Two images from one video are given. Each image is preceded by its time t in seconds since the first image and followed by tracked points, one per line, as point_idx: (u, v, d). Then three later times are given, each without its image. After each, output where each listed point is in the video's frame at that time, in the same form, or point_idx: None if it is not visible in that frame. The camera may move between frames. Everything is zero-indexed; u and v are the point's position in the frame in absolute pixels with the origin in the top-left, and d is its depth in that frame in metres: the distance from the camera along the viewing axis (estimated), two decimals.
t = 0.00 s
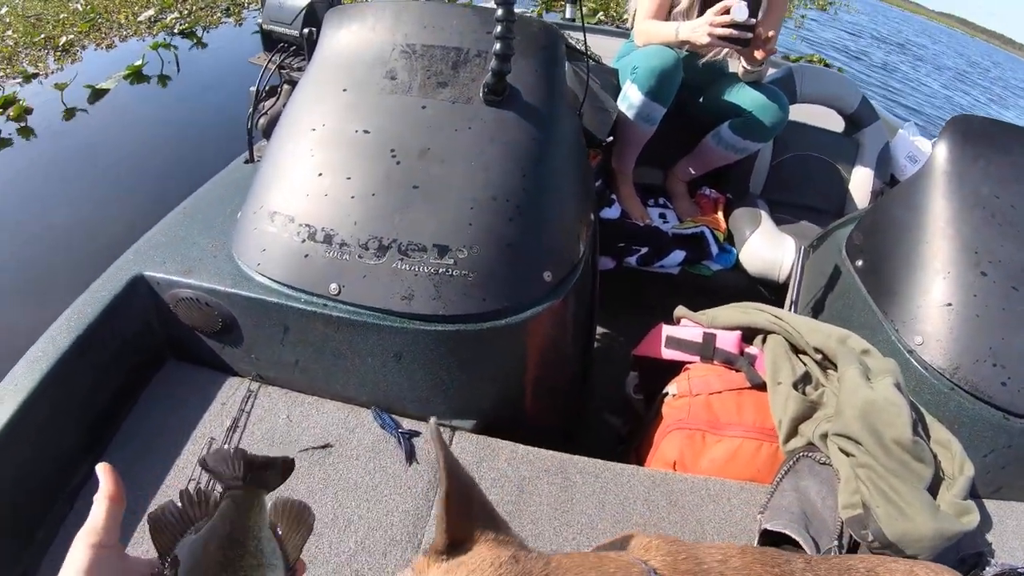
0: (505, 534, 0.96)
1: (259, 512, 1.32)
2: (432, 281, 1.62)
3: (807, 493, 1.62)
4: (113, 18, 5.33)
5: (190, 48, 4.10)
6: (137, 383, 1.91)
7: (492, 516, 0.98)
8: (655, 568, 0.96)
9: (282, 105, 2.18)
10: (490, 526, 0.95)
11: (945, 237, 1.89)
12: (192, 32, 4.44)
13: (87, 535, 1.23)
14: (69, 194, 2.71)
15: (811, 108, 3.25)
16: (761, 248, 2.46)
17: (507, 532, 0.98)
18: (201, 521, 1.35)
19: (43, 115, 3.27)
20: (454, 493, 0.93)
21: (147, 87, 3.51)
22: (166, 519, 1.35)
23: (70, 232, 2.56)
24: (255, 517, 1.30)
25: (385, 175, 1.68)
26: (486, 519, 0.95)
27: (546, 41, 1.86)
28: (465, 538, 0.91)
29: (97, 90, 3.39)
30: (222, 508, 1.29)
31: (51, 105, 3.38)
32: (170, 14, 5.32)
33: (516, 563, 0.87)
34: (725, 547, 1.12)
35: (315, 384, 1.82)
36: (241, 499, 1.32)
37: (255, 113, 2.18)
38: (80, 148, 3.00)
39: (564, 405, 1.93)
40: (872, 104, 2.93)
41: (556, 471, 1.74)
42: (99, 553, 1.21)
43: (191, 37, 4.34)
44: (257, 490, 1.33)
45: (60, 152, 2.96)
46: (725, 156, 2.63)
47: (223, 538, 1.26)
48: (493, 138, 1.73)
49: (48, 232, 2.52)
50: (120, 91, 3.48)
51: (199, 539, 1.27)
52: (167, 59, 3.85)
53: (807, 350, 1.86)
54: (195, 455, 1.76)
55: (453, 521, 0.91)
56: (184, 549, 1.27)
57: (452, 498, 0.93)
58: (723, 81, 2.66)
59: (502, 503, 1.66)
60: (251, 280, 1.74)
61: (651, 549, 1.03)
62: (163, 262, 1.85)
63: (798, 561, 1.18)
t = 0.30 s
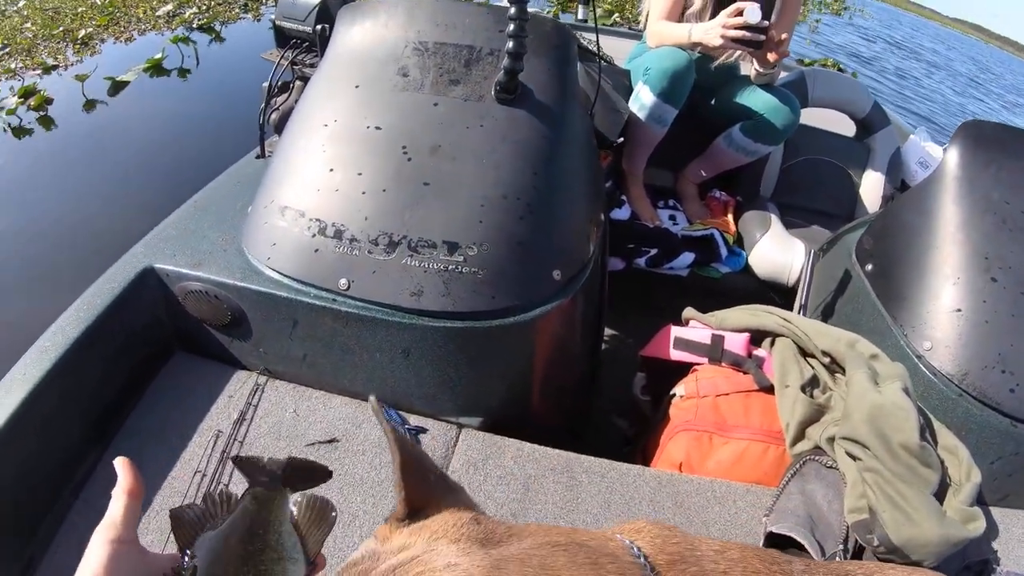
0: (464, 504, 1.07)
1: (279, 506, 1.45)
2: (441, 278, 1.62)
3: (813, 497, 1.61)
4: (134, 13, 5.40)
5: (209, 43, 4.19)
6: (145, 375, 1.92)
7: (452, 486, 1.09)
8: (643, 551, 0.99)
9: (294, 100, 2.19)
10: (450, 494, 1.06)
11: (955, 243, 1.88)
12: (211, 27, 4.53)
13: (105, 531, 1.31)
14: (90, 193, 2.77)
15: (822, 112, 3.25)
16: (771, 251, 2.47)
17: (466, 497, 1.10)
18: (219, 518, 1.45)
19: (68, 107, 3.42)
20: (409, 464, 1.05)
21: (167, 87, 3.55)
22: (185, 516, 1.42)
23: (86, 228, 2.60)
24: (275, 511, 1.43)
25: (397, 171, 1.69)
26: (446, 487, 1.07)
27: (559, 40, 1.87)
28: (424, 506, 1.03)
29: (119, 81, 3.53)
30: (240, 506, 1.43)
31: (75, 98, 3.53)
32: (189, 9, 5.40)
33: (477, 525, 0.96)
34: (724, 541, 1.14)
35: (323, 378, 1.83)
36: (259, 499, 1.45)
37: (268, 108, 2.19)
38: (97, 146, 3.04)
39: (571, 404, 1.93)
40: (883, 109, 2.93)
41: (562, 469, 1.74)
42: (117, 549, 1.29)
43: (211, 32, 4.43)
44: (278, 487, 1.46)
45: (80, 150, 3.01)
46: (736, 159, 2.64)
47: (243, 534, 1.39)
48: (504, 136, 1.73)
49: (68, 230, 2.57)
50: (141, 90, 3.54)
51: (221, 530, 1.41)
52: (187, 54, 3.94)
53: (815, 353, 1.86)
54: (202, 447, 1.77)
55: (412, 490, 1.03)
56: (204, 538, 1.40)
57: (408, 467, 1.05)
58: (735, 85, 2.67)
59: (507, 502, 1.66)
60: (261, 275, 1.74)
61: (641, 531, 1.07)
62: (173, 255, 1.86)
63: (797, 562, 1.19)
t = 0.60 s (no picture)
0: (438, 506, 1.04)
1: (285, 501, 1.46)
2: (447, 273, 1.62)
3: (815, 499, 1.61)
4: (150, 4, 5.46)
5: (224, 35, 4.24)
6: (151, 365, 1.93)
7: (424, 487, 1.06)
8: (627, 554, 0.98)
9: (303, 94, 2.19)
10: (423, 496, 1.03)
11: (963, 247, 1.88)
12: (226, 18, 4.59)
13: (113, 521, 1.31)
14: (102, 188, 2.80)
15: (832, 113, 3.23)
16: (779, 250, 2.46)
17: (440, 499, 1.07)
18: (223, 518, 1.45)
19: (86, 95, 3.49)
20: (381, 468, 1.01)
21: (182, 78, 3.61)
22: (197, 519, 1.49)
23: (97, 224, 2.63)
24: (281, 506, 1.44)
25: (404, 165, 1.69)
26: (418, 489, 1.04)
27: (568, 37, 1.86)
28: (397, 511, 0.99)
29: (136, 70, 3.60)
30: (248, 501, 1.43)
31: (92, 86, 3.58)
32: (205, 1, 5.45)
33: (453, 531, 0.93)
34: (712, 543, 1.12)
35: (327, 372, 1.83)
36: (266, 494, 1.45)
37: (276, 101, 2.20)
38: (107, 139, 3.07)
39: (574, 401, 1.93)
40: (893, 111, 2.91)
41: (565, 467, 1.73)
42: (124, 541, 1.29)
43: (226, 24, 4.48)
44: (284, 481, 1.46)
45: (90, 144, 3.03)
46: (745, 158, 2.63)
47: (249, 530, 1.39)
48: (512, 132, 1.73)
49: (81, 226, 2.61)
50: (157, 80, 3.59)
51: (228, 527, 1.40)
52: (204, 45, 4.00)
53: (820, 355, 1.85)
54: (205, 439, 1.78)
55: (384, 495, 0.99)
56: (210, 535, 1.40)
57: (381, 474, 1.00)
58: (744, 85, 2.66)
59: (508, 498, 1.66)
60: (268, 267, 1.75)
61: (624, 533, 1.06)
62: (180, 246, 1.86)
63: (786, 565, 1.17)
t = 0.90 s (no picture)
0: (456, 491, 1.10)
1: (297, 491, 1.53)
2: (456, 269, 1.63)
3: (820, 499, 1.62)
4: None
5: (240, 28, 4.34)
6: (161, 358, 1.95)
7: (444, 475, 1.13)
8: (633, 552, 1.02)
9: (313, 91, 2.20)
10: (437, 485, 1.10)
11: (971, 249, 1.88)
12: (242, 11, 4.68)
13: (126, 510, 1.36)
14: (117, 184, 2.84)
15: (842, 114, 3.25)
16: (786, 251, 2.47)
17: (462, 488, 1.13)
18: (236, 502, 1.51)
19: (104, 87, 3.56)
20: (395, 456, 1.09)
21: (197, 71, 3.67)
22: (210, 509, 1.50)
23: (112, 221, 2.67)
24: (292, 495, 1.51)
25: (415, 162, 1.70)
26: (432, 477, 1.11)
27: (579, 35, 1.87)
28: (409, 498, 1.08)
29: (153, 61, 3.73)
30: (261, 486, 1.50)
31: (110, 76, 3.70)
32: None
33: (459, 522, 1.00)
34: (718, 540, 1.15)
35: (336, 366, 1.85)
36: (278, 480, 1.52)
37: (288, 97, 2.21)
38: (122, 136, 3.10)
39: (581, 398, 1.94)
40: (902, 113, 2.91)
41: (571, 463, 1.75)
42: (138, 529, 1.35)
43: (243, 18, 4.59)
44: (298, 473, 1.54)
45: (105, 139, 3.07)
46: (754, 159, 2.63)
47: (260, 519, 1.46)
48: (523, 130, 1.74)
49: (96, 222, 2.65)
50: (173, 73, 3.68)
51: (240, 513, 1.47)
52: (221, 37, 4.12)
53: (827, 355, 1.86)
54: (215, 431, 1.80)
55: (397, 484, 1.08)
56: (224, 520, 1.47)
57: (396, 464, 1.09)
58: (754, 85, 2.66)
59: (515, 494, 1.67)
60: (279, 262, 1.76)
61: (631, 529, 1.10)
62: (191, 240, 1.88)
63: (792, 563, 1.20)
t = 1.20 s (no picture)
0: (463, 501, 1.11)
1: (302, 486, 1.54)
2: (464, 265, 1.63)
3: (827, 499, 1.61)
4: None
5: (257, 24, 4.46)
6: (169, 351, 1.96)
7: (450, 488, 1.13)
8: (621, 540, 1.07)
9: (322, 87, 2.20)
10: (450, 496, 1.11)
11: (981, 249, 1.87)
12: (258, 7, 4.79)
13: (131, 503, 1.37)
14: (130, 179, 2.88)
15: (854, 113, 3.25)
16: (794, 249, 2.48)
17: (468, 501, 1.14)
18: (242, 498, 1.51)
19: (122, 80, 3.71)
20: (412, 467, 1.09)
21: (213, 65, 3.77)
22: (214, 504, 1.49)
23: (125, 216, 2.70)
24: (298, 490, 1.52)
25: (423, 157, 1.70)
26: (445, 489, 1.12)
27: (587, 31, 1.87)
28: (422, 506, 1.09)
29: (171, 57, 3.85)
30: (268, 476, 1.51)
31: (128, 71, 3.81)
32: None
33: (464, 528, 1.04)
34: (718, 527, 1.17)
35: (343, 361, 1.86)
36: (284, 474, 1.53)
37: (297, 93, 2.22)
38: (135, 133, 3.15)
39: (586, 395, 1.94)
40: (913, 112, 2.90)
41: (577, 459, 1.74)
42: (143, 523, 1.35)
43: (259, 13, 4.70)
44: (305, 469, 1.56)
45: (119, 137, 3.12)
46: (764, 156, 2.62)
47: (266, 514, 1.45)
48: (532, 126, 1.74)
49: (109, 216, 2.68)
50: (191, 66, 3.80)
51: (247, 507, 1.47)
52: (239, 33, 4.23)
53: (835, 354, 1.86)
54: (222, 425, 1.81)
55: (413, 491, 1.08)
56: (231, 515, 1.46)
57: (414, 471, 1.09)
58: (764, 82, 2.65)
59: (521, 490, 1.67)
60: (287, 257, 1.76)
61: (625, 518, 1.15)
62: (199, 235, 1.88)
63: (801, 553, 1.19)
